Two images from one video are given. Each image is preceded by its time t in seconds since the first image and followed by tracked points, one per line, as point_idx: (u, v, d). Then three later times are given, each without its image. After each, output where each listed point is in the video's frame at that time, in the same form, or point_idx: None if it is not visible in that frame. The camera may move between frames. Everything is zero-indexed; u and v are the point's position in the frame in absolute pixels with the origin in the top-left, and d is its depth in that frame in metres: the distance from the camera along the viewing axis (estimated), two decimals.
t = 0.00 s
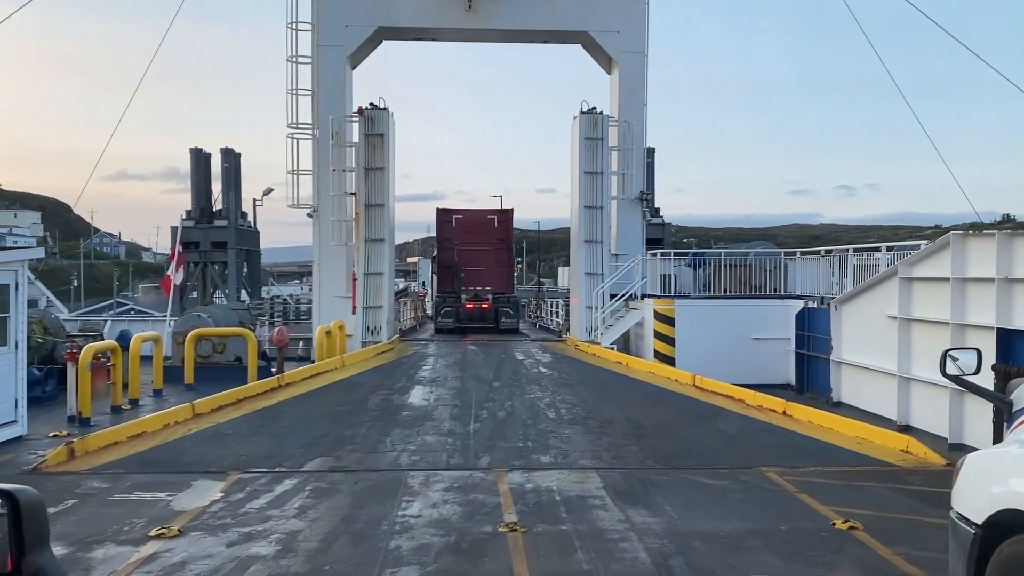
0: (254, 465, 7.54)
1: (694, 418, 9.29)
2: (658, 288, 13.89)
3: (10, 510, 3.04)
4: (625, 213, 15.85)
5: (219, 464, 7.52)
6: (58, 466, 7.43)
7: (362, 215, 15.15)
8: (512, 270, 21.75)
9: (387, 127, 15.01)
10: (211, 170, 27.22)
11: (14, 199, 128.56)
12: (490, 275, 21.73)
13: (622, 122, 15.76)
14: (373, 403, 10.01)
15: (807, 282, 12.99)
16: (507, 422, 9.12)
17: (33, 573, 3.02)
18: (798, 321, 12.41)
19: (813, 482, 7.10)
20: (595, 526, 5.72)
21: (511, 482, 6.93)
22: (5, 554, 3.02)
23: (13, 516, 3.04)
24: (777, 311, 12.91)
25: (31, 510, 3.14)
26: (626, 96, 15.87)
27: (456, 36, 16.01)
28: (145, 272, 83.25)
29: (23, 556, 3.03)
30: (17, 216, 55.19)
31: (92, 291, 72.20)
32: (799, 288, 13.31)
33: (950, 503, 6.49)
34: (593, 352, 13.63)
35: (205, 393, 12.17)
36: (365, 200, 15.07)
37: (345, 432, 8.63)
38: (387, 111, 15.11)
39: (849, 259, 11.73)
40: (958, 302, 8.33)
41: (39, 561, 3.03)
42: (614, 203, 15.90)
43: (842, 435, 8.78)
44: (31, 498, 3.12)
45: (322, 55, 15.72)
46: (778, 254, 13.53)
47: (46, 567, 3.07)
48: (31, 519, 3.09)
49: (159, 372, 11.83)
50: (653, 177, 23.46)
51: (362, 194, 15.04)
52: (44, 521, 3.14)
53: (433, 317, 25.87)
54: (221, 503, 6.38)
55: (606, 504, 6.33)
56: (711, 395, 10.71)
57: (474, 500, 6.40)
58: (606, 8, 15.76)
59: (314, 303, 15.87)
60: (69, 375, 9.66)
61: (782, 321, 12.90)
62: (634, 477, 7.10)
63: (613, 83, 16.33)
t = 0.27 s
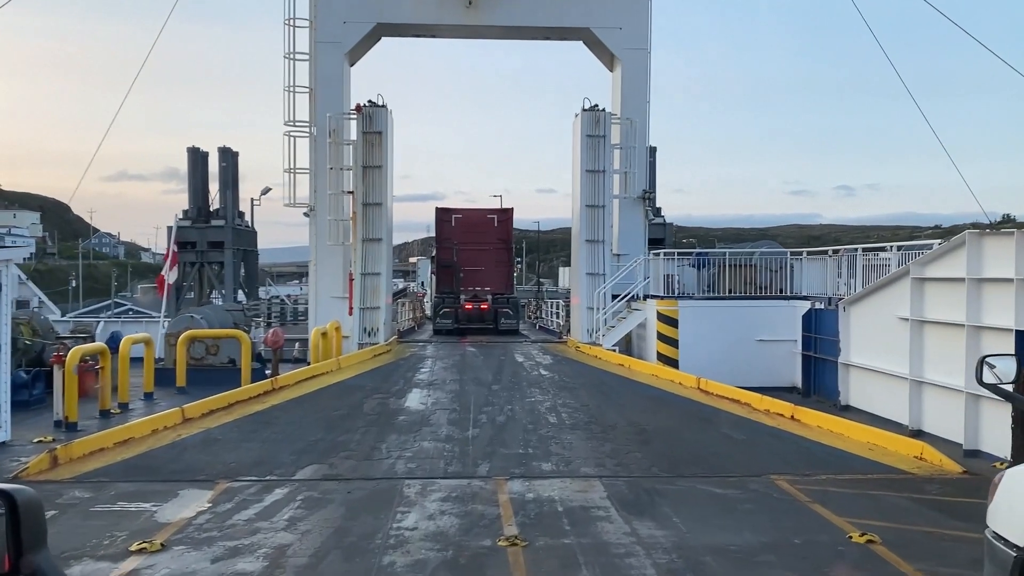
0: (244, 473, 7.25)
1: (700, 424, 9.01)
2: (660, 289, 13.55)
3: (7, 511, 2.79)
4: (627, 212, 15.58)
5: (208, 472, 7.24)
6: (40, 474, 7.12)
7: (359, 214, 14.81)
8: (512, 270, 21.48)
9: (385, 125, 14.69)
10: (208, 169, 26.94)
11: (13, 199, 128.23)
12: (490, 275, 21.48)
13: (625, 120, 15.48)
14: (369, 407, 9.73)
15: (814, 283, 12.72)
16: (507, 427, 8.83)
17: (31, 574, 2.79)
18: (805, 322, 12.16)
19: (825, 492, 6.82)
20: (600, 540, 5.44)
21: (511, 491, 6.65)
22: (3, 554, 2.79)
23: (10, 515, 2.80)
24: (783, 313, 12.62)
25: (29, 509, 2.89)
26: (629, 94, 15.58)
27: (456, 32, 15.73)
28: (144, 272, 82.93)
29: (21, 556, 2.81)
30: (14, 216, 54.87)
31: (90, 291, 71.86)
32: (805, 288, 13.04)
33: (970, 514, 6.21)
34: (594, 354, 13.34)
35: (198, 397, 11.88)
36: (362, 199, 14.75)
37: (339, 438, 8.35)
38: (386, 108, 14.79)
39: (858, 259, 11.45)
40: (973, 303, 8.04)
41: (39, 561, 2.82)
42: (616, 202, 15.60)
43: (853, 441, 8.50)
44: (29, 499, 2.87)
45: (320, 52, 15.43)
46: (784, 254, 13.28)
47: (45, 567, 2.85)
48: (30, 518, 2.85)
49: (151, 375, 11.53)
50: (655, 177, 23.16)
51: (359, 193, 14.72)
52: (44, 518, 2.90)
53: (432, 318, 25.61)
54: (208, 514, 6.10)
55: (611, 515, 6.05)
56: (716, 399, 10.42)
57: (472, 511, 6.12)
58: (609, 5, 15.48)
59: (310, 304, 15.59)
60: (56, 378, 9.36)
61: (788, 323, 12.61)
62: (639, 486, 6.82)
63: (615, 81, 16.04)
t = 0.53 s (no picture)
0: (238, 480, 7.00)
1: (709, 428, 8.74)
2: (665, 291, 13.22)
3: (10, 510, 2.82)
4: (631, 211, 15.33)
5: (200, 479, 6.99)
6: (27, 481, 6.85)
7: (359, 213, 14.56)
8: (514, 270, 21.21)
9: (385, 122, 14.44)
10: (207, 169, 26.75)
11: (14, 199, 128.21)
12: (492, 275, 21.21)
13: (629, 117, 15.22)
14: (368, 411, 9.47)
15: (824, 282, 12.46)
16: (510, 432, 8.57)
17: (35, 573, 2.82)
18: (815, 323, 11.89)
19: (842, 501, 6.56)
20: (609, 553, 5.18)
21: (515, 500, 6.39)
22: (7, 553, 2.83)
23: (14, 516, 2.83)
24: (791, 313, 12.37)
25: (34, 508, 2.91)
26: (633, 90, 15.33)
27: (457, 28, 15.48)
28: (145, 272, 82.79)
29: (26, 556, 2.85)
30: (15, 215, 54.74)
31: (91, 291, 71.71)
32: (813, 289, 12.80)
33: (994, 524, 5.95)
34: (599, 355, 13.07)
35: (194, 399, 11.64)
36: (362, 198, 14.51)
37: (337, 444, 8.09)
38: (386, 105, 14.53)
39: (869, 258, 11.18)
40: (992, 303, 7.77)
41: (42, 560, 2.84)
42: (620, 201, 15.35)
43: (868, 446, 8.22)
44: (33, 497, 2.89)
45: (318, 48, 15.20)
46: (792, 254, 13.04)
47: (48, 566, 2.87)
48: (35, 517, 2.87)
49: (146, 377, 11.29)
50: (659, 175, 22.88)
51: (359, 192, 14.48)
52: (48, 518, 2.91)
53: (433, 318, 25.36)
54: (199, 525, 5.85)
55: (619, 526, 5.79)
56: (725, 402, 10.15)
57: (475, 521, 5.86)
58: None
59: (309, 304, 15.36)
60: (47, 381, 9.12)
61: (797, 323, 12.35)
62: (648, 495, 6.56)
63: (619, 77, 15.79)
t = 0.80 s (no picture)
0: (229, 489, 6.74)
1: (717, 433, 8.46)
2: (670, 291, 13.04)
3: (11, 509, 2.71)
4: (635, 210, 15.05)
5: (189, 488, 6.73)
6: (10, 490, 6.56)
7: (357, 212, 14.29)
8: (516, 270, 20.94)
9: (385, 119, 14.16)
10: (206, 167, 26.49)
11: (15, 199, 128.08)
12: (494, 275, 20.96)
13: (632, 114, 14.94)
14: (365, 415, 9.20)
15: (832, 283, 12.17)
16: (512, 437, 8.30)
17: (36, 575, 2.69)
18: (823, 323, 11.60)
19: (858, 511, 6.28)
20: (616, 569, 4.91)
21: (517, 510, 6.12)
22: (6, 554, 2.71)
23: (14, 513, 2.71)
24: (799, 314, 12.08)
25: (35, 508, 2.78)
26: (637, 87, 15.04)
27: (457, 24, 15.21)
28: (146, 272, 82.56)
29: (25, 556, 2.71)
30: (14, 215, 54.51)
31: (91, 291, 71.50)
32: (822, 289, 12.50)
33: (1019, 537, 5.67)
34: (602, 357, 12.79)
35: (188, 402, 11.38)
36: (361, 196, 14.24)
37: (333, 450, 7.83)
38: (385, 102, 14.24)
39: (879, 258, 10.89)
40: (1012, 305, 7.43)
41: (44, 560, 2.71)
42: (624, 199, 15.07)
43: (882, 452, 7.95)
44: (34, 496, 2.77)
45: (316, 44, 14.92)
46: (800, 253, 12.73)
47: (50, 567, 2.73)
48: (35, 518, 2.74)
49: (139, 379, 11.03)
50: (662, 174, 22.58)
51: (358, 190, 14.21)
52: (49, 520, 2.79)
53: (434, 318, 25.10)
54: (185, 537, 5.58)
55: (627, 539, 5.51)
56: (733, 406, 9.87)
57: (475, 533, 5.59)
58: None
59: (307, 305, 15.09)
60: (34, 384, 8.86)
61: (804, 324, 12.07)
62: (656, 505, 6.28)
63: (623, 73, 15.50)
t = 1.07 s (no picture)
0: (218, 499, 6.42)
1: (727, 440, 8.14)
2: (676, 291, 12.77)
3: (10, 510, 2.79)
4: (639, 208, 14.73)
5: (176, 498, 6.42)
6: None
7: (354, 210, 13.96)
8: (517, 270, 20.64)
9: (383, 115, 13.81)
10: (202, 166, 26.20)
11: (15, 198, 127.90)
12: (495, 275, 20.70)
13: (636, 110, 14.60)
14: (362, 420, 8.89)
15: (842, 283, 11.85)
16: (513, 443, 7.98)
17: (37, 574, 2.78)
18: (834, 325, 11.27)
19: (879, 523, 5.97)
20: None
21: (520, 523, 5.80)
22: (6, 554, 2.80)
23: (15, 515, 2.80)
24: (809, 315, 11.76)
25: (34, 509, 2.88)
26: (640, 82, 14.71)
27: (457, 18, 14.90)
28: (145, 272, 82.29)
29: (25, 555, 2.81)
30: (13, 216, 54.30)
31: (90, 290, 71.25)
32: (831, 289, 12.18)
33: None
34: (606, 359, 12.47)
35: (180, 406, 11.08)
36: (358, 194, 13.89)
37: (327, 457, 7.51)
38: (383, 97, 13.89)
39: (892, 258, 10.55)
40: None
41: (43, 561, 2.80)
42: (628, 197, 14.75)
43: (899, 459, 7.62)
44: (33, 496, 2.87)
45: (313, 39, 14.60)
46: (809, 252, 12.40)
47: (49, 567, 2.83)
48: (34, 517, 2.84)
49: (129, 382, 10.72)
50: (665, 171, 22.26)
51: (355, 188, 13.86)
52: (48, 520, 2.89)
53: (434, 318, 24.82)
54: (168, 553, 5.26)
55: (636, 554, 5.20)
56: (742, 410, 9.54)
57: (475, 548, 5.27)
58: None
59: (304, 305, 14.78)
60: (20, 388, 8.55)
61: (814, 325, 11.75)
62: (665, 516, 5.96)
63: (626, 68, 15.17)
